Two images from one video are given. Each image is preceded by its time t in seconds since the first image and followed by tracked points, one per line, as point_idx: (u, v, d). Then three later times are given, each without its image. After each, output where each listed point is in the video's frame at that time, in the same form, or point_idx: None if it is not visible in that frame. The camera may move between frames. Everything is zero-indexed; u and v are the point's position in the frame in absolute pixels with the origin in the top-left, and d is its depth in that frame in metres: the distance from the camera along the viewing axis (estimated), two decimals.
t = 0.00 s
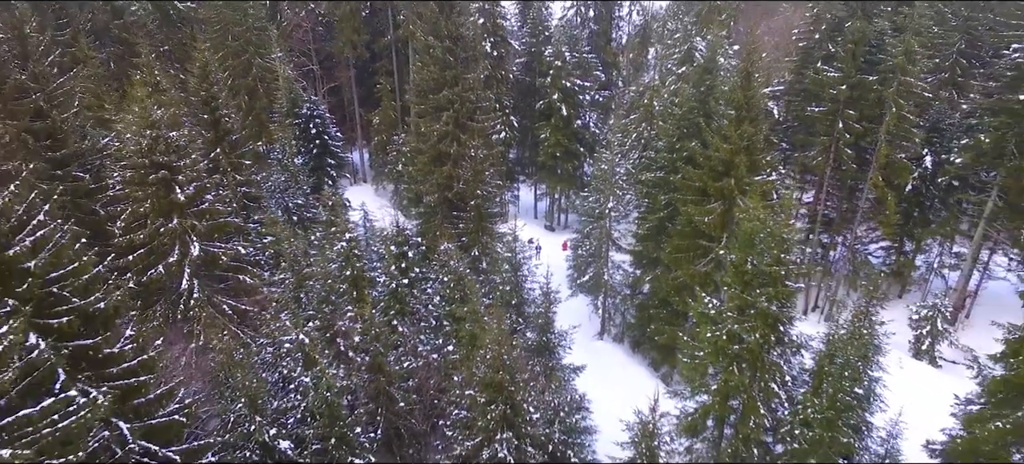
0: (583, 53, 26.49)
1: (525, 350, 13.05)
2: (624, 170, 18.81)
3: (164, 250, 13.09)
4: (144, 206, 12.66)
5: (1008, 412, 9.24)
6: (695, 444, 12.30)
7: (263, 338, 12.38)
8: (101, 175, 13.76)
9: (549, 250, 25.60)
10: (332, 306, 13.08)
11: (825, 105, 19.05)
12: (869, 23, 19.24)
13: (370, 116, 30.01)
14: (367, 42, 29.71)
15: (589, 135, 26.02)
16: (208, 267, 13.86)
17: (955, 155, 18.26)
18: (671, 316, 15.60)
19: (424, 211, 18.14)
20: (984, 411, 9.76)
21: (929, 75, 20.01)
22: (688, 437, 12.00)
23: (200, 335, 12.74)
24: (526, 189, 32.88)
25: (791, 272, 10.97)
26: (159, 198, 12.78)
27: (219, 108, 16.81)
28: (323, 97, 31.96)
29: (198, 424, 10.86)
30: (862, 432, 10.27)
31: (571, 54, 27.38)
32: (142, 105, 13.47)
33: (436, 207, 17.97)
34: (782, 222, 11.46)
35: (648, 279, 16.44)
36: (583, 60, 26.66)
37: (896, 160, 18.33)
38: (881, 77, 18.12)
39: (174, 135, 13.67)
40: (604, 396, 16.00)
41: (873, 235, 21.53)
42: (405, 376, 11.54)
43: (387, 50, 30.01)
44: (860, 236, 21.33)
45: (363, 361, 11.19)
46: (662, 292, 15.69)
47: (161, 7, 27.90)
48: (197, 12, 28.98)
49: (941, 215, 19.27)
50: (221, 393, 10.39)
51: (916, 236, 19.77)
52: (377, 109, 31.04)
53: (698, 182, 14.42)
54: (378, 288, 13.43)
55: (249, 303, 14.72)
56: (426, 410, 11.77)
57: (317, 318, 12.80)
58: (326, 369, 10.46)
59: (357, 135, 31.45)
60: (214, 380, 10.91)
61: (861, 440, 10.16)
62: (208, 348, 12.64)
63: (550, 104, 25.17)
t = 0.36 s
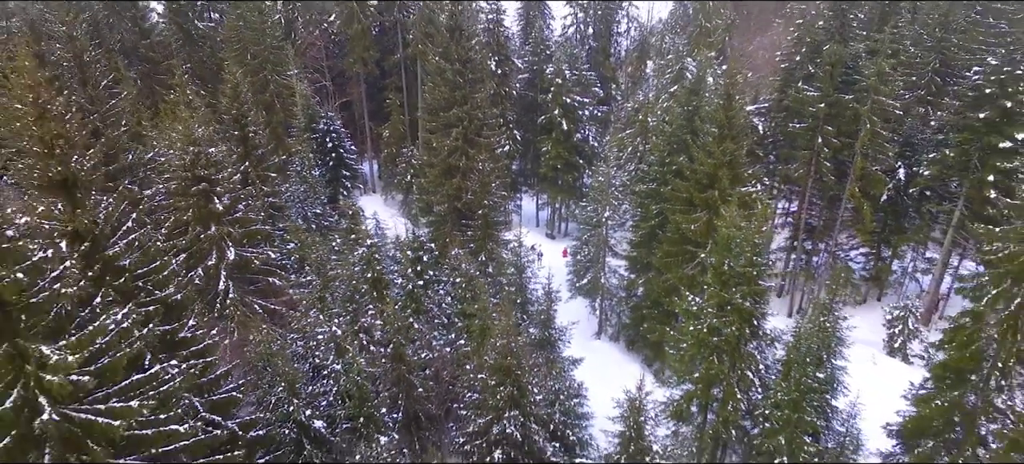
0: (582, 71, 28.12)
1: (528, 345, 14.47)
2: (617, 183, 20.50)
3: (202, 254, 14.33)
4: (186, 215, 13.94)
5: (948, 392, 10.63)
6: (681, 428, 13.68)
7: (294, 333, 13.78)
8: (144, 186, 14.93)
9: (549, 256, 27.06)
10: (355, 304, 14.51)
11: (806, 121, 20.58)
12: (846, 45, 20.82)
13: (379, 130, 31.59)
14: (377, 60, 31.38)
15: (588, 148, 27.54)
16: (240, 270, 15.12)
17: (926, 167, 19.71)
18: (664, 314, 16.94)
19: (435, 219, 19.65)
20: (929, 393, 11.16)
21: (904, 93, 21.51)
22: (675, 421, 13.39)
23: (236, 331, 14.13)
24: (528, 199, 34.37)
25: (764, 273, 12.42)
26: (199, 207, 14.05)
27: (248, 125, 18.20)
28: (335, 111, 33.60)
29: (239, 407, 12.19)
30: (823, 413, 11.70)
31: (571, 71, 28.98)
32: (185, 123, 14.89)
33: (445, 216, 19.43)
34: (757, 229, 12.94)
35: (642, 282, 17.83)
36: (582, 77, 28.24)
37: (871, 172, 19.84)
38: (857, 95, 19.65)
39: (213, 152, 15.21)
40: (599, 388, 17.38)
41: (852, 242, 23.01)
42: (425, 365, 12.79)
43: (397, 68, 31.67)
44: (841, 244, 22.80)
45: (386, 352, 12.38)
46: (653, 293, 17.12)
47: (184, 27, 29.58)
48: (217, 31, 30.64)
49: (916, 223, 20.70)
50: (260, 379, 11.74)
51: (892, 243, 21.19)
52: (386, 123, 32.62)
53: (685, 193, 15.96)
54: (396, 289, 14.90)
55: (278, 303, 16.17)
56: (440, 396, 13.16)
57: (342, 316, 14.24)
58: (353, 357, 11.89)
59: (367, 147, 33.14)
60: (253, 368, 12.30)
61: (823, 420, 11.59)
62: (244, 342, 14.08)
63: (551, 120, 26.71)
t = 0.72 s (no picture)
0: (582, 85, 29.41)
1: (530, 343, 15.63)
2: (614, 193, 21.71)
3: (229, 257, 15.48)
4: (214, 222, 14.99)
5: (911, 383, 11.71)
6: (671, 420, 14.79)
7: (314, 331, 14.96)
8: (173, 193, 15.96)
9: (550, 262, 28.24)
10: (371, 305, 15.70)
11: (792, 134, 21.83)
12: (829, 62, 22.11)
13: (387, 141, 32.89)
14: (385, 74, 32.70)
15: (587, 159, 28.78)
16: (263, 273, 16.25)
17: (905, 178, 20.89)
18: (657, 315, 18.04)
19: (443, 226, 21.29)
20: (895, 384, 12.26)
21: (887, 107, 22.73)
22: (667, 414, 14.50)
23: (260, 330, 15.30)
24: (529, 208, 35.55)
25: (747, 276, 13.58)
26: (226, 215, 15.10)
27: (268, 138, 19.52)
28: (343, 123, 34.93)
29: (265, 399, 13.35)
30: (802, 403, 12.79)
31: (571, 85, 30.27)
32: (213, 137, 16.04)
33: (453, 224, 21.07)
34: (741, 235, 14.11)
35: (637, 286, 18.98)
36: (582, 91, 29.53)
37: (854, 182, 21.06)
38: (839, 110, 20.90)
39: (239, 164, 16.44)
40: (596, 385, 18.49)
41: (839, 249, 24.15)
42: (436, 360, 13.88)
43: (403, 81, 32.98)
44: (828, 250, 23.94)
45: (400, 348, 13.49)
46: (646, 296, 18.25)
47: (201, 43, 31.00)
48: (232, 46, 32.03)
49: (897, 230, 21.86)
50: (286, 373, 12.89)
51: (875, 250, 22.35)
52: (393, 134, 33.90)
53: (676, 202, 17.25)
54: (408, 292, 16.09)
55: (297, 304, 17.35)
56: (450, 389, 14.30)
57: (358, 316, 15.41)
58: (371, 351, 13.03)
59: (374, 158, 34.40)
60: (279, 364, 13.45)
61: (801, 409, 12.69)
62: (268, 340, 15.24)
63: (552, 132, 27.97)
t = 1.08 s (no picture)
0: (581, 98, 30.68)
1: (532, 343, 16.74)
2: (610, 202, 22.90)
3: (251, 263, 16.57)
4: (236, 230, 16.14)
5: (879, 377, 12.81)
6: (663, 414, 15.90)
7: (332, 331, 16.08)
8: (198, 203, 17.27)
9: (550, 268, 29.41)
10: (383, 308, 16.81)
11: (779, 147, 23.07)
12: (815, 79, 23.39)
13: (393, 152, 34.12)
14: (392, 87, 34.02)
15: (586, 170, 29.99)
16: (282, 278, 17.40)
17: (886, 188, 22.10)
18: (651, 318, 19.19)
19: (449, 235, 22.61)
20: (865, 379, 13.42)
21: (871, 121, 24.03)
22: (658, 408, 15.66)
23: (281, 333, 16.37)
24: (530, 216, 36.68)
25: (732, 280, 14.74)
26: (248, 223, 16.27)
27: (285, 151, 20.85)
28: (351, 134, 36.19)
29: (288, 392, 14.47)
30: (779, 397, 13.97)
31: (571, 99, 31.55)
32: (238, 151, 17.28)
33: (457, 232, 22.59)
34: (727, 243, 15.28)
35: (632, 290, 20.12)
36: (581, 105, 30.80)
37: (838, 193, 22.28)
38: (823, 125, 22.16)
39: (261, 176, 17.66)
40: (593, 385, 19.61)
41: (826, 256, 25.29)
42: (445, 357, 15.02)
43: (409, 94, 34.29)
44: (816, 257, 25.10)
45: (412, 346, 14.64)
46: (641, 299, 19.41)
47: (215, 58, 32.38)
48: (245, 61, 33.40)
49: (880, 238, 23.06)
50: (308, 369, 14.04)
51: (859, 256, 23.53)
52: (399, 145, 35.15)
53: (668, 212, 18.61)
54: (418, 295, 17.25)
55: (312, 308, 18.49)
56: (458, 385, 15.42)
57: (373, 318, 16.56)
58: (386, 349, 14.11)
59: (381, 168, 35.60)
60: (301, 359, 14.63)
61: (779, 402, 13.89)
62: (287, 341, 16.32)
63: (552, 144, 29.20)
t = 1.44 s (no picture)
0: (579, 119, 32.31)
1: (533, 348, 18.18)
2: (607, 218, 24.38)
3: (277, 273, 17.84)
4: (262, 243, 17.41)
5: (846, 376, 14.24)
6: (654, 413, 17.29)
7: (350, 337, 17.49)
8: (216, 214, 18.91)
9: (551, 280, 30.88)
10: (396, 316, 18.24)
11: (765, 166, 24.68)
12: (797, 103, 25.05)
13: (400, 169, 35.75)
14: (400, 108, 35.72)
15: (585, 187, 31.57)
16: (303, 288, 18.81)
17: (863, 205, 23.69)
18: (643, 326, 20.58)
19: (456, 248, 24.25)
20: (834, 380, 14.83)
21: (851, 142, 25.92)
22: (649, 407, 17.06)
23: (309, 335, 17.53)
24: (531, 231, 38.21)
25: (716, 289, 16.20)
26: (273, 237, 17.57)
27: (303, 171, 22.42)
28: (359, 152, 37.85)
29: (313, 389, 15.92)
30: (758, 396, 15.37)
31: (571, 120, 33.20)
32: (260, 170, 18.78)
33: (464, 246, 24.02)
34: (711, 256, 16.72)
35: (626, 300, 21.59)
36: (580, 125, 32.46)
37: (819, 209, 23.86)
38: (805, 146, 23.80)
39: (284, 194, 19.20)
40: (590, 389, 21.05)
41: (811, 268, 26.75)
42: (455, 360, 16.45)
43: (416, 114, 35.95)
44: (801, 270, 26.56)
45: (425, 349, 16.09)
46: (634, 308, 20.81)
47: (231, 80, 34.14)
48: (260, 82, 35.15)
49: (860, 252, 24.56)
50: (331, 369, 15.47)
51: (840, 269, 25.01)
52: (405, 163, 36.79)
53: (659, 227, 20.19)
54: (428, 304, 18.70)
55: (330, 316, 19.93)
56: (466, 385, 16.86)
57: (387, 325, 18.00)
58: (402, 351, 15.53)
59: (388, 184, 37.21)
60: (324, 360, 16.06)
61: (757, 401, 15.30)
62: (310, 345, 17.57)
63: (552, 162, 30.81)
